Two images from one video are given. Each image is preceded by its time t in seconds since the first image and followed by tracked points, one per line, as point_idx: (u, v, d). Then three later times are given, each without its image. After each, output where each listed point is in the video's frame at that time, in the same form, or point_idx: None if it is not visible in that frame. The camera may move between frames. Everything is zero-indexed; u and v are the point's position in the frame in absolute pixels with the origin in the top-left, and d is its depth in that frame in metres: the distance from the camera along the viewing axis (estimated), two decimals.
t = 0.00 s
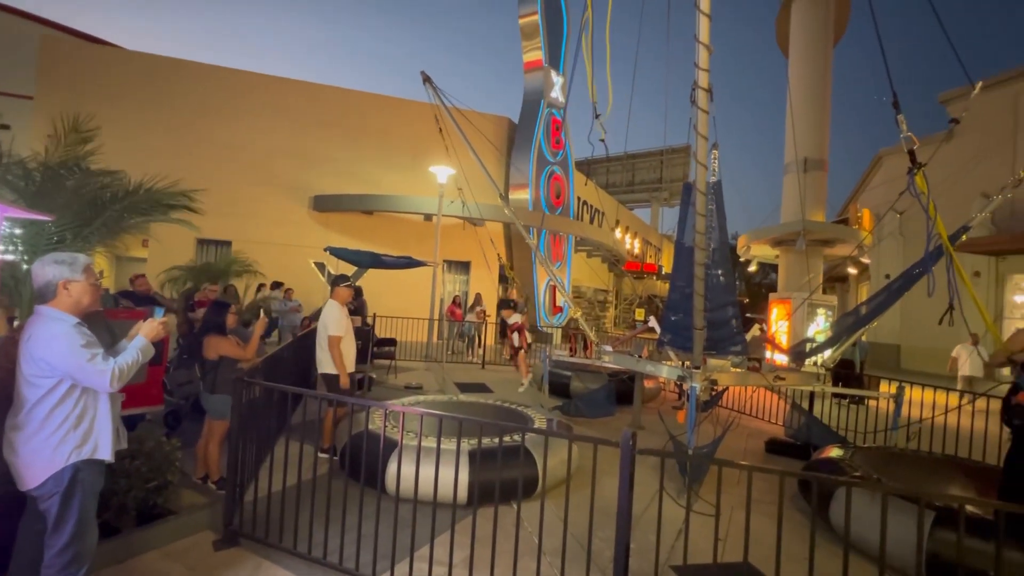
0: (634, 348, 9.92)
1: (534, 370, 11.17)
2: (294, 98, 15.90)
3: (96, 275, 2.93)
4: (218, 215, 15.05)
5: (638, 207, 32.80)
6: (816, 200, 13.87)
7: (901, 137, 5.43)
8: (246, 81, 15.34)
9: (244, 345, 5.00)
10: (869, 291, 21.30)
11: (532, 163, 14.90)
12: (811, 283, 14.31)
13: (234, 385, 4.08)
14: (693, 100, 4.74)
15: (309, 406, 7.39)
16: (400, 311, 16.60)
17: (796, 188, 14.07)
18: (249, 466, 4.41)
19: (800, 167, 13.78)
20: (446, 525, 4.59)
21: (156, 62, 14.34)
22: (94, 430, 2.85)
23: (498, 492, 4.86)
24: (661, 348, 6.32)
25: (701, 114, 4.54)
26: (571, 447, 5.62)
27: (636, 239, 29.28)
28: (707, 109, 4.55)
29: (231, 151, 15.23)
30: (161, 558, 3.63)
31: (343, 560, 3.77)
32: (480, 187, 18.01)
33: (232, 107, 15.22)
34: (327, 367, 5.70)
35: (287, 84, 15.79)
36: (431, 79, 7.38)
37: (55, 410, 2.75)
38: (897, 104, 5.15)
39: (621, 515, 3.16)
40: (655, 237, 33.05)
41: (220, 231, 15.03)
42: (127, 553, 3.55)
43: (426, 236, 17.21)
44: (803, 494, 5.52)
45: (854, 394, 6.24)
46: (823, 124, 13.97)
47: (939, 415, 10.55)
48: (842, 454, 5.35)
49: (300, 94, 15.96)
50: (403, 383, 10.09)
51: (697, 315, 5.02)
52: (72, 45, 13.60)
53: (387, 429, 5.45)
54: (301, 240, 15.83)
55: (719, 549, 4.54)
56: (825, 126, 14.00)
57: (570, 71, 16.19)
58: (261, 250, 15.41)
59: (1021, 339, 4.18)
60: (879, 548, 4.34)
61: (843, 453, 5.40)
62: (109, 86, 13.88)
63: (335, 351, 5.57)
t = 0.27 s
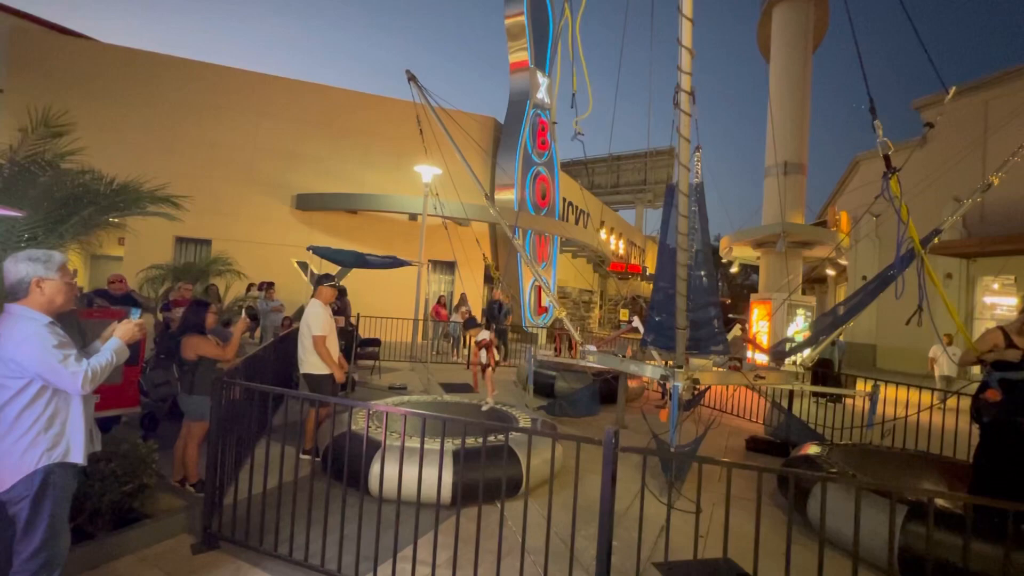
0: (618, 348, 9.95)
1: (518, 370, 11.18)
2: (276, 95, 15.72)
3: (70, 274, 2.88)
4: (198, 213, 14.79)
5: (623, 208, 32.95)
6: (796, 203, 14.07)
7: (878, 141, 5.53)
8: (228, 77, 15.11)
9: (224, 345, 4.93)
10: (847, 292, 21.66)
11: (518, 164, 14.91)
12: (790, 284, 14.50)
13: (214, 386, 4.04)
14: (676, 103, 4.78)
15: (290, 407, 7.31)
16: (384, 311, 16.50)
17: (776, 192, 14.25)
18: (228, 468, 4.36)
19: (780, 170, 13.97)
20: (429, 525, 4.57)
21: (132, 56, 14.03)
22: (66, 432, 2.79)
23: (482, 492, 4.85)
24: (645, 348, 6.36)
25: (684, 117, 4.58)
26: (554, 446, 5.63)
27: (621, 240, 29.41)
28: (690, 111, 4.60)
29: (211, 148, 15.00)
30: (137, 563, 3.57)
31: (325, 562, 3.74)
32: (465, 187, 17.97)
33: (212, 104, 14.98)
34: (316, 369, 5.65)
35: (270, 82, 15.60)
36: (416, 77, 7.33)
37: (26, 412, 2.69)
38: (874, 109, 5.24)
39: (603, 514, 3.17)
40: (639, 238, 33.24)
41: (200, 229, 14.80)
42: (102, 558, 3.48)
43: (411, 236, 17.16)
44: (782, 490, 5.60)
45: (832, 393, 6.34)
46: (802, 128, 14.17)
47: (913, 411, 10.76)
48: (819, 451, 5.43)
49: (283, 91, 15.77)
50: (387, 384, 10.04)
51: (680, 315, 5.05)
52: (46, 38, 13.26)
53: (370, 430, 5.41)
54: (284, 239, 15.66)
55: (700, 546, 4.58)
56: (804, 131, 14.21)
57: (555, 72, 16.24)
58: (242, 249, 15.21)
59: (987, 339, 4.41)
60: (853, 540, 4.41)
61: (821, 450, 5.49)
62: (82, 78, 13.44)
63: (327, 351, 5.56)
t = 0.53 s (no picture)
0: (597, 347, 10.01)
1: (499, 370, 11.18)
2: (253, 90, 15.43)
3: (35, 270, 2.81)
4: (172, 209, 14.48)
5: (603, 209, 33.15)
6: (770, 205, 14.28)
7: (845, 148, 5.68)
8: (203, 71, 14.74)
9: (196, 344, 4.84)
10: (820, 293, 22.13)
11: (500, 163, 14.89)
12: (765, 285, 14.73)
13: (185, 385, 3.97)
14: (654, 105, 4.83)
15: (266, 407, 7.21)
16: (364, 310, 16.36)
17: (751, 194, 14.47)
18: (200, 470, 4.28)
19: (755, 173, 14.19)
20: (407, 525, 4.55)
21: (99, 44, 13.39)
22: (27, 434, 2.73)
23: (460, 491, 4.84)
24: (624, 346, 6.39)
25: (661, 118, 4.64)
26: (533, 444, 5.64)
27: (601, 240, 29.60)
28: (667, 113, 4.65)
29: (184, 143, 14.58)
30: (105, 569, 3.49)
31: (300, 564, 3.70)
32: (446, 186, 17.91)
33: (185, 97, 14.55)
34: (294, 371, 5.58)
35: (247, 76, 15.30)
36: (396, 74, 7.29)
37: None
38: (841, 116, 5.39)
39: (580, 511, 3.19)
40: (619, 239, 33.47)
41: (173, 226, 14.45)
42: (66, 564, 3.40)
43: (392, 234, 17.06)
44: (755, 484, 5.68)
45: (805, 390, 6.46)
46: (777, 132, 14.40)
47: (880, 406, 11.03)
48: (792, 446, 5.53)
49: (261, 86, 15.51)
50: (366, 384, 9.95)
51: (657, 314, 5.10)
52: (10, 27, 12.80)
53: (348, 430, 5.36)
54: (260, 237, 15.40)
55: (675, 541, 4.62)
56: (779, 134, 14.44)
57: (537, 72, 16.26)
58: (216, 247, 14.90)
59: (950, 336, 4.60)
60: (820, 531, 4.49)
61: (793, 446, 5.59)
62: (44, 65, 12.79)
63: (302, 353, 5.47)
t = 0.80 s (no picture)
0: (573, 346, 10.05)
1: (475, 369, 11.15)
2: (223, 84, 15.02)
3: None
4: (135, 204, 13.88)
5: (580, 209, 33.31)
6: (741, 206, 14.50)
7: (810, 152, 5.83)
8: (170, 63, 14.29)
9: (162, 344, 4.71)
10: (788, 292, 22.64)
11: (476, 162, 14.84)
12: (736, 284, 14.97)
13: (149, 386, 3.87)
14: (628, 106, 4.86)
15: (234, 409, 7.07)
16: (337, 309, 16.14)
17: (723, 196, 14.69)
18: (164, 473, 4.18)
19: (726, 175, 14.43)
20: (379, 525, 4.50)
21: (55, 27, 12.61)
22: None
23: (433, 490, 4.82)
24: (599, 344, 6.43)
25: (635, 120, 4.67)
26: (506, 442, 5.65)
27: (577, 240, 29.74)
28: (641, 115, 4.69)
29: (148, 135, 14.01)
30: None
31: (269, 566, 3.65)
32: (422, 184, 17.78)
33: (150, 88, 14.01)
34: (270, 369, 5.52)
35: (216, 69, 14.89)
36: (371, 71, 7.21)
37: None
38: (807, 120, 5.52)
39: (552, 506, 3.20)
40: (595, 238, 33.71)
41: (136, 223, 13.82)
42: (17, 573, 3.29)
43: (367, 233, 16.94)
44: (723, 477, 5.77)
45: (772, 387, 6.60)
46: (749, 135, 14.64)
47: (845, 402, 11.32)
48: (759, 441, 5.64)
49: (232, 79, 15.15)
50: (339, 384, 9.81)
51: (631, 312, 5.14)
52: None
53: (318, 430, 5.29)
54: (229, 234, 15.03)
55: (645, 534, 4.67)
56: (751, 137, 14.68)
57: (514, 71, 16.27)
58: (183, 244, 14.46)
59: (906, 336, 4.63)
60: (784, 520, 4.56)
61: (761, 440, 5.70)
62: None
63: (284, 358, 5.35)
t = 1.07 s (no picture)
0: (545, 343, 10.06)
1: (446, 367, 11.07)
2: (185, 75, 14.56)
3: None
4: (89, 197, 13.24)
5: (553, 208, 33.45)
6: (708, 206, 14.73)
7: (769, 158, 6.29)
8: (129, 51, 13.76)
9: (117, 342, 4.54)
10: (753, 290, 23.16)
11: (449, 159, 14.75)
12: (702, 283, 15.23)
13: (103, 387, 3.73)
14: (597, 106, 4.89)
15: (193, 410, 6.87)
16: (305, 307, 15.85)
17: (691, 197, 14.91)
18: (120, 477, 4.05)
19: (695, 176, 14.65)
20: (346, 525, 4.44)
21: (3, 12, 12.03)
22: None
23: (401, 489, 4.77)
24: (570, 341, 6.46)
25: (604, 121, 4.72)
26: (475, 439, 5.62)
27: (551, 239, 29.86)
28: (610, 115, 4.73)
29: (105, 126, 13.47)
30: None
31: (230, 570, 3.56)
32: (393, 180, 17.58)
33: (107, 78, 13.49)
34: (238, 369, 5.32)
35: (179, 59, 14.41)
36: (341, 64, 7.08)
37: None
38: (767, 129, 5.99)
39: (520, 502, 3.20)
40: (568, 237, 33.86)
41: (91, 217, 13.23)
42: None
43: (336, 229, 16.70)
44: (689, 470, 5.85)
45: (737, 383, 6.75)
46: (717, 136, 14.88)
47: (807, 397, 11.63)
48: (724, 434, 5.75)
49: (197, 70, 14.69)
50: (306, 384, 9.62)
51: (601, 310, 5.17)
52: None
53: (284, 430, 5.18)
54: (192, 229, 14.56)
55: (613, 527, 4.71)
56: (718, 138, 14.92)
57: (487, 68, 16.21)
58: (142, 239, 13.94)
59: (860, 332, 4.78)
60: (748, 511, 4.63)
61: (724, 434, 5.81)
62: None
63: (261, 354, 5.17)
